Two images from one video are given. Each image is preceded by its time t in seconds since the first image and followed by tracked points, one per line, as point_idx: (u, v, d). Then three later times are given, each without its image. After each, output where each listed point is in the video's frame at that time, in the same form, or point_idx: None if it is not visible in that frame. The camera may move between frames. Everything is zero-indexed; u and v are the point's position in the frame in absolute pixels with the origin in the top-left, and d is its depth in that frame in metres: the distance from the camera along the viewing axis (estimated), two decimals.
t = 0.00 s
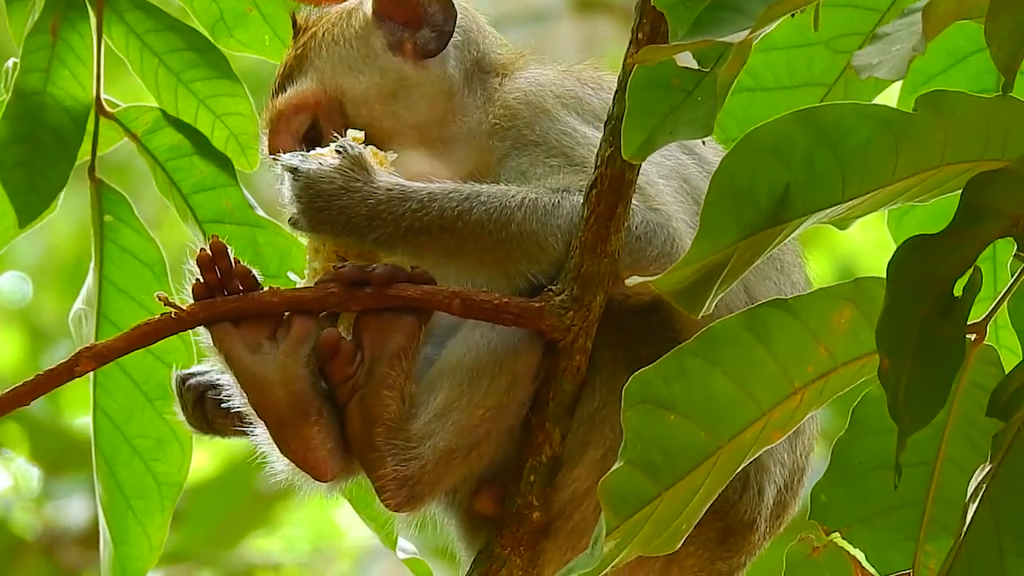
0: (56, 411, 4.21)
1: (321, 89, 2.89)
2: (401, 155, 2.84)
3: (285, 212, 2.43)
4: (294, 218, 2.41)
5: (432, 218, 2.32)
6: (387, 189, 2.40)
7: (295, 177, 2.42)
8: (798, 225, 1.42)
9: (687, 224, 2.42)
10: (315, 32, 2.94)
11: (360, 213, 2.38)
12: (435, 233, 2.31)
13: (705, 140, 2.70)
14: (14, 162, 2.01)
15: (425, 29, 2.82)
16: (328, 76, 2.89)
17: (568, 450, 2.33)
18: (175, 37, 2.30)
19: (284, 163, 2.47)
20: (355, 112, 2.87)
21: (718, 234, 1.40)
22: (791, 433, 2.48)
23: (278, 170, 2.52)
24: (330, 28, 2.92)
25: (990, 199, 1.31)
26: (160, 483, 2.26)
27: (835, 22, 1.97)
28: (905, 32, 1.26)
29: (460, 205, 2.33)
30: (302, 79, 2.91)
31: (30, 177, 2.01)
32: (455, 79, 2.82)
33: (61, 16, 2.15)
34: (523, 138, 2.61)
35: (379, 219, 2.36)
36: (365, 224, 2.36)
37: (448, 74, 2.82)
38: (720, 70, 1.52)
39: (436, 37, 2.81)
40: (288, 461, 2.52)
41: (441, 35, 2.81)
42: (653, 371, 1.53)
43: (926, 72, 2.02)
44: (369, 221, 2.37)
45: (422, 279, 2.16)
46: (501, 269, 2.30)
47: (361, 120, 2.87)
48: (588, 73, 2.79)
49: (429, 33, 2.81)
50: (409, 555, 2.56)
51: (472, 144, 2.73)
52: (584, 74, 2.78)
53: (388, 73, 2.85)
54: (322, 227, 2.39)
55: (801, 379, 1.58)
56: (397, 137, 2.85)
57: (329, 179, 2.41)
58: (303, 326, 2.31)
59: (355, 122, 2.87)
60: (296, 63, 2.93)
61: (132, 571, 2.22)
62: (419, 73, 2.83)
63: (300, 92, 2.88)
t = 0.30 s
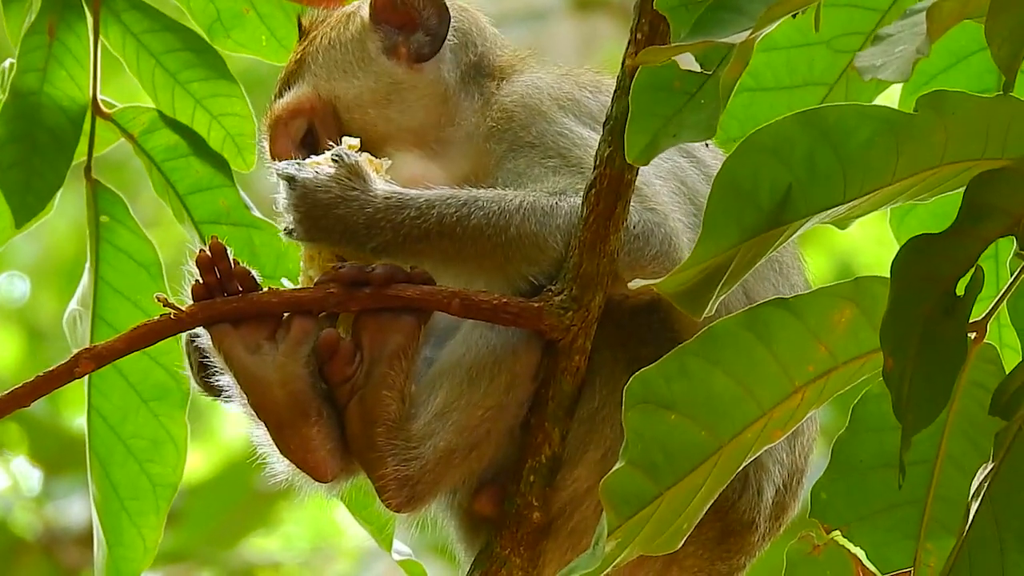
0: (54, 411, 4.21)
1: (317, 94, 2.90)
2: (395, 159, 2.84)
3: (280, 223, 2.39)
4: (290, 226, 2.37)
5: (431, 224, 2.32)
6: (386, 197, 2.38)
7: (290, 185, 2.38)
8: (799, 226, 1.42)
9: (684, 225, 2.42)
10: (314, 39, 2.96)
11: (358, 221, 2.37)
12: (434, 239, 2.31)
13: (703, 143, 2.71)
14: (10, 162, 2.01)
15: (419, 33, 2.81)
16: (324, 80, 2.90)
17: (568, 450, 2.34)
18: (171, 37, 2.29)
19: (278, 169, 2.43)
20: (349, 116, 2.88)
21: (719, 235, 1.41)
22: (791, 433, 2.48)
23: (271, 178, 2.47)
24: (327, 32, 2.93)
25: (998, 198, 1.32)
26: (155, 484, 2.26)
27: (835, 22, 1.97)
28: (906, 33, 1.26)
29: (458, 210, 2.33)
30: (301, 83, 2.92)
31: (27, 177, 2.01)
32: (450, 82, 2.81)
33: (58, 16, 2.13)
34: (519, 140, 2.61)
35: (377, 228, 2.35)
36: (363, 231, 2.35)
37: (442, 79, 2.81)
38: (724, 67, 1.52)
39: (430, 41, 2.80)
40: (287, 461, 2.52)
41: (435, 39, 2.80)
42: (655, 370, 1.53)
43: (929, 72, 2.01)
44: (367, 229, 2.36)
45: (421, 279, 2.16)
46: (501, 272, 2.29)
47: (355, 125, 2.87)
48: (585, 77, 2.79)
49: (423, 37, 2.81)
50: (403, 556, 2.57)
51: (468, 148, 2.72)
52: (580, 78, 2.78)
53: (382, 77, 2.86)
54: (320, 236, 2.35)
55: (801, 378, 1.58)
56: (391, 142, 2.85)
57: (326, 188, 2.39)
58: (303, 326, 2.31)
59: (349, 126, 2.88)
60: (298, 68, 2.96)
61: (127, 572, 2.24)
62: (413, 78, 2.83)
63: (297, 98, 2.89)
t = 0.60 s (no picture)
0: (58, 418, 4.22)
1: (320, 100, 2.87)
2: (393, 166, 2.81)
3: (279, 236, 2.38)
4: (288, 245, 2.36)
5: (432, 236, 2.31)
6: (387, 212, 2.36)
7: (288, 205, 2.36)
8: (799, 230, 1.42)
9: (684, 230, 2.42)
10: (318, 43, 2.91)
11: (360, 237, 2.34)
12: (436, 251, 2.30)
13: (703, 149, 2.71)
14: (13, 167, 2.01)
15: (424, 41, 2.83)
16: (327, 85, 2.88)
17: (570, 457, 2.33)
18: (175, 43, 2.29)
19: (276, 186, 2.39)
20: (352, 124, 2.85)
21: (718, 240, 1.41)
22: (793, 440, 2.47)
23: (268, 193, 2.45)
24: (330, 37, 2.90)
25: (987, 200, 1.31)
26: (160, 489, 2.26)
27: (836, 27, 1.99)
28: (906, 36, 1.25)
29: (459, 222, 2.32)
30: (304, 89, 2.90)
31: (29, 183, 2.01)
32: (453, 89, 2.83)
33: (60, 22, 2.14)
34: (518, 147, 2.61)
35: (380, 241, 2.32)
36: (365, 246, 2.33)
37: (446, 84, 2.83)
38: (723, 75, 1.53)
39: (434, 49, 2.82)
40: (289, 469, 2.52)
41: (440, 47, 2.82)
42: (654, 375, 1.52)
43: (928, 76, 1.99)
44: (369, 243, 2.33)
45: (422, 285, 2.17)
46: (503, 281, 2.30)
47: (356, 132, 2.85)
48: (587, 84, 2.79)
49: (428, 44, 2.82)
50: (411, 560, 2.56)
51: (469, 157, 2.72)
52: (581, 85, 2.78)
53: (384, 85, 2.85)
54: (319, 253, 2.34)
55: (802, 383, 1.58)
56: (391, 149, 2.83)
57: (326, 207, 2.36)
58: (304, 333, 2.31)
59: (352, 134, 2.85)
60: (300, 73, 2.92)
61: None
62: (416, 85, 2.83)
63: (300, 104, 2.86)
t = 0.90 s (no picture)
0: (58, 431, 4.23)
1: (314, 100, 2.90)
2: (375, 185, 2.85)
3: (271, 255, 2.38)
4: (283, 266, 2.36)
5: (429, 250, 2.32)
6: (383, 227, 2.38)
7: (283, 223, 2.37)
8: (799, 248, 1.43)
9: (682, 242, 2.42)
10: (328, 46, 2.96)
11: (356, 252, 2.35)
12: (433, 266, 2.31)
13: (699, 162, 2.72)
14: (14, 185, 2.02)
15: (424, 68, 2.82)
16: (326, 87, 2.90)
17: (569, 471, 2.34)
18: (176, 59, 2.29)
19: (266, 210, 2.42)
20: (338, 132, 2.88)
21: (722, 261, 1.41)
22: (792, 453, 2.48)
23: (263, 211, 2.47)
24: (339, 45, 2.93)
25: (992, 215, 1.32)
26: (163, 505, 2.26)
27: (835, 40, 2.01)
28: (906, 53, 1.25)
29: (455, 236, 2.34)
30: (307, 82, 2.93)
31: (32, 200, 2.02)
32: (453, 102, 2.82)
33: (60, 38, 2.13)
34: (513, 162, 2.63)
35: (376, 256, 2.34)
36: (361, 260, 2.34)
37: (445, 100, 2.82)
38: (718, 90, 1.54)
39: (434, 78, 2.81)
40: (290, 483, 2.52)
41: (439, 77, 2.80)
42: (658, 394, 1.53)
43: (927, 91, 2.02)
44: (365, 258, 2.34)
45: (422, 299, 2.18)
46: (501, 294, 2.31)
47: (342, 143, 2.88)
48: (583, 98, 2.79)
49: (428, 72, 2.81)
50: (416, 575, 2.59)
51: (462, 173, 2.74)
52: (579, 99, 2.79)
53: (379, 101, 2.87)
54: (313, 273, 2.35)
55: (804, 399, 1.59)
56: (375, 169, 2.85)
57: (321, 224, 2.37)
58: (303, 347, 2.31)
59: (334, 142, 2.89)
60: (306, 68, 2.96)
61: None
62: (413, 109, 2.85)
63: (292, 99, 2.90)
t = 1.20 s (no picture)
0: (56, 441, 4.22)
1: (326, 122, 2.87)
2: (401, 188, 2.82)
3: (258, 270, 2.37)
4: (270, 284, 2.35)
5: (421, 264, 2.32)
6: (374, 241, 2.37)
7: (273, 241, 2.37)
8: (799, 258, 1.42)
9: (675, 254, 2.42)
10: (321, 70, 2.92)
11: (349, 267, 2.35)
12: (427, 281, 2.31)
13: (703, 174, 2.72)
14: (10, 196, 2.03)
15: (428, 64, 2.80)
16: (332, 107, 2.88)
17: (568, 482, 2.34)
18: (173, 70, 2.30)
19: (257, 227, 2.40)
20: (357, 146, 2.86)
21: (720, 271, 1.40)
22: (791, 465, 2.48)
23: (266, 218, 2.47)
24: (333, 62, 2.89)
25: (991, 226, 1.31)
26: (158, 516, 2.25)
27: (835, 51, 2.00)
28: (904, 61, 1.25)
29: (446, 249, 2.33)
30: (308, 111, 2.89)
31: (29, 211, 2.03)
32: (460, 109, 2.84)
33: (58, 49, 2.12)
34: (512, 167, 2.63)
35: (369, 271, 2.33)
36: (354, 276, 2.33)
37: (453, 104, 2.83)
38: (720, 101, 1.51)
39: (439, 73, 2.80)
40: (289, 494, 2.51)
41: (444, 71, 2.79)
42: (658, 404, 1.52)
43: (925, 99, 2.01)
44: (358, 273, 2.34)
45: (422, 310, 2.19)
46: (496, 306, 2.31)
47: (364, 154, 2.85)
48: (586, 106, 2.80)
49: (433, 68, 2.80)
50: None
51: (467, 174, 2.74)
52: (580, 107, 2.79)
53: (390, 106, 2.85)
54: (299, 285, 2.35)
55: (802, 410, 1.58)
56: (399, 172, 2.83)
57: (312, 240, 2.37)
58: (303, 358, 2.31)
59: (358, 158, 2.86)
60: (303, 95, 2.91)
61: None
62: (423, 108, 2.83)
63: (305, 126, 2.87)
